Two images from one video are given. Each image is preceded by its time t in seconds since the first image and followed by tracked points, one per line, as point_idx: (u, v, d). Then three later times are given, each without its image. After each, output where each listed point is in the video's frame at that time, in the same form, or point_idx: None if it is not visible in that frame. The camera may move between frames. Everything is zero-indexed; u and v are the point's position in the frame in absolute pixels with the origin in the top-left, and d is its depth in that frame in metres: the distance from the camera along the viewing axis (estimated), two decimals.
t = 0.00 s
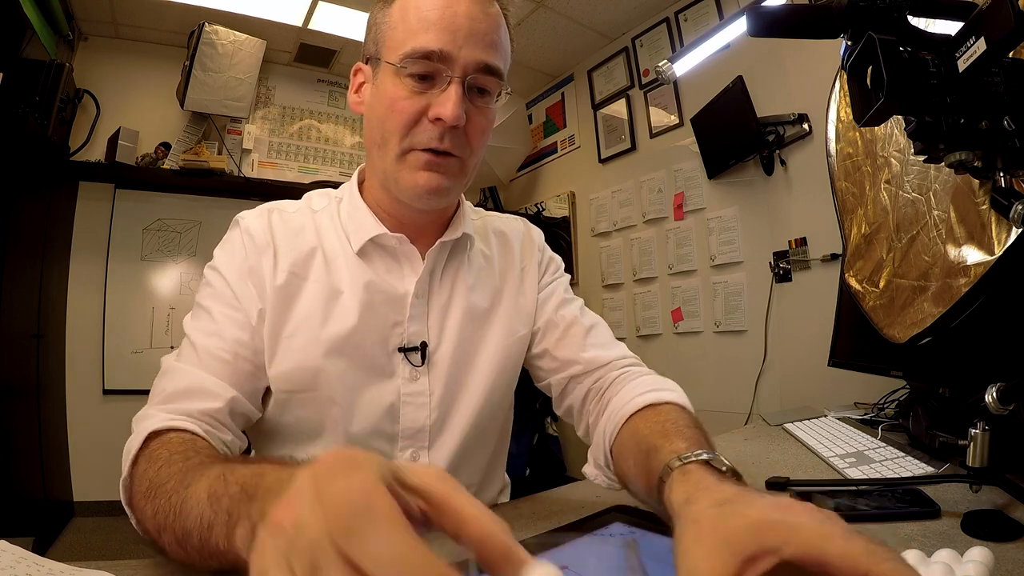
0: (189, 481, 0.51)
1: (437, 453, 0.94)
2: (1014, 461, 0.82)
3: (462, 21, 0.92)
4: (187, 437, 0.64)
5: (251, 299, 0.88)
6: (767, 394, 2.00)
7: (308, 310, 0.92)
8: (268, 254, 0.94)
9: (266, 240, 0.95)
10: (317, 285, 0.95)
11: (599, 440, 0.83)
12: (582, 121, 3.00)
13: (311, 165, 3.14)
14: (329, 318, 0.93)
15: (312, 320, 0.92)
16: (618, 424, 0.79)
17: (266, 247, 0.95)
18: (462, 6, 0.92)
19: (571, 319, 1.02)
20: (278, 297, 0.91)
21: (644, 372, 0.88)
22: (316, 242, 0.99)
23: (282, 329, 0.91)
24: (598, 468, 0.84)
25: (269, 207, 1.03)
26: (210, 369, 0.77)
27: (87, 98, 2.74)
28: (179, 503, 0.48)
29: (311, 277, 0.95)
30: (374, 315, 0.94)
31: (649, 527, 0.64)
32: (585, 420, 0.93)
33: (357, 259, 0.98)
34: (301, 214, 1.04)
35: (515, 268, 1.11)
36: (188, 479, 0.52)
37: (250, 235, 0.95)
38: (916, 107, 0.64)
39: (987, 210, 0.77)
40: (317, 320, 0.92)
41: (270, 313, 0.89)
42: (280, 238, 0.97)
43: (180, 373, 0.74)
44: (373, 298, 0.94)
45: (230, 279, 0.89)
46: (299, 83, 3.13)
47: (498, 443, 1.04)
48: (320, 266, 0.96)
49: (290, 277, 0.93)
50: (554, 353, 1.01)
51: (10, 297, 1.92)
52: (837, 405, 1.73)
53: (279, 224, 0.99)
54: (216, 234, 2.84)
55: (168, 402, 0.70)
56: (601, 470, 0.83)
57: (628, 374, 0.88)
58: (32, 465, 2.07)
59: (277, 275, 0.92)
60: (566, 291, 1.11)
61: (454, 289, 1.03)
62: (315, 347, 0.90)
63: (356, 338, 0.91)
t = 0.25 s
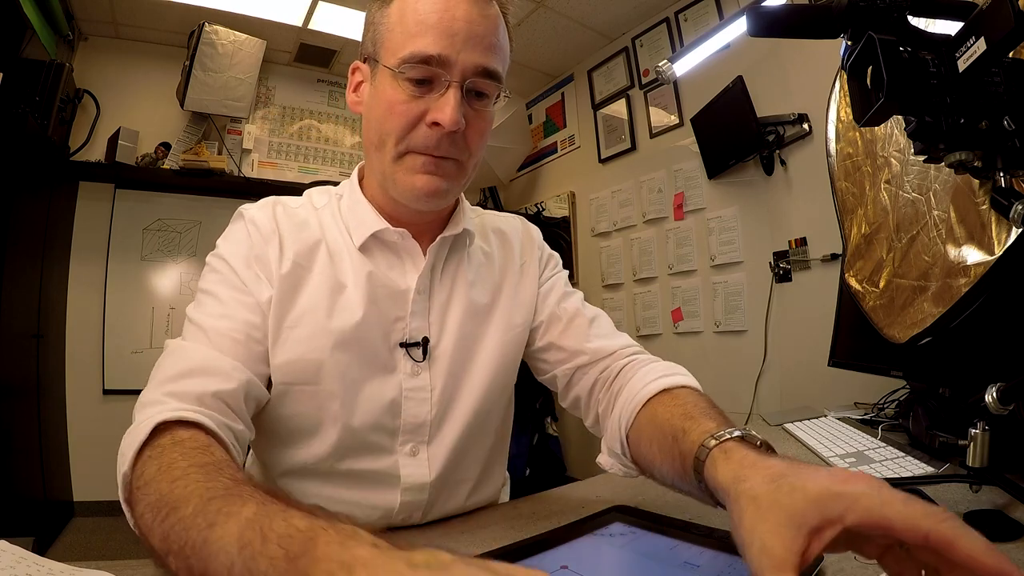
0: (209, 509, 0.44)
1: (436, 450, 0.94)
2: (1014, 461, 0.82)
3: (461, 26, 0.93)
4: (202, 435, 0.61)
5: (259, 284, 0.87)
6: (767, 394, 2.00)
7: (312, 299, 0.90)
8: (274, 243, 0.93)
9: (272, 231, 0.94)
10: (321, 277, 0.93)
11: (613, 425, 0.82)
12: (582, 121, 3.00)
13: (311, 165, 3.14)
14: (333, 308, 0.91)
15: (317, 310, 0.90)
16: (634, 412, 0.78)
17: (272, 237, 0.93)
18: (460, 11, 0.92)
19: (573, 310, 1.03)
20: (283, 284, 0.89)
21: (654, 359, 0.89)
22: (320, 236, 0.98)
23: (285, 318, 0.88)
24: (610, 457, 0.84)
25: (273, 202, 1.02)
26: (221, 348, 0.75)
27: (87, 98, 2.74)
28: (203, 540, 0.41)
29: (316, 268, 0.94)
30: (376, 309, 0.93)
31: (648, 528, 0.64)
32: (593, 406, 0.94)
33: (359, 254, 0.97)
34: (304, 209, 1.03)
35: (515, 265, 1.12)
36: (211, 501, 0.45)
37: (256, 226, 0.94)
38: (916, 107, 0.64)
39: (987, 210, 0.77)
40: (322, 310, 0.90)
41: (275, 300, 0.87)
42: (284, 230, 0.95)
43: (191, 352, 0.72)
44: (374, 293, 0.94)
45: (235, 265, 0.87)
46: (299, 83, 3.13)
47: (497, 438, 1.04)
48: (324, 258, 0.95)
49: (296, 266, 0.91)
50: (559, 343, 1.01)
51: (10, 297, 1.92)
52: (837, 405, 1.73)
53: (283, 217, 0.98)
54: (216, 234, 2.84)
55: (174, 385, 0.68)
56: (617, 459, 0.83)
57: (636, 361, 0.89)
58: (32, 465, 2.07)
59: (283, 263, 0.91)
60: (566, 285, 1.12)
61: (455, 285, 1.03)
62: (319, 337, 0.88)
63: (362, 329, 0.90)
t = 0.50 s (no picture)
0: (239, 533, 0.44)
1: (437, 448, 0.94)
2: (1014, 461, 0.82)
3: (474, 30, 0.92)
4: (221, 442, 0.61)
5: (263, 282, 0.86)
6: (767, 394, 2.00)
7: (315, 298, 0.90)
8: (277, 240, 0.92)
9: (275, 228, 0.94)
10: (324, 274, 0.93)
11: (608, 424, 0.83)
12: (582, 121, 3.00)
13: (311, 165, 3.14)
14: (336, 308, 0.91)
15: (320, 310, 0.90)
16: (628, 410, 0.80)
17: (275, 234, 0.93)
18: (471, 13, 0.92)
19: (578, 319, 1.04)
20: (287, 282, 0.88)
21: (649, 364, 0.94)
22: (321, 233, 0.98)
23: (289, 316, 0.88)
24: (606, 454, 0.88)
25: (273, 198, 1.01)
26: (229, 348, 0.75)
27: (86, 98, 2.74)
28: (234, 565, 0.42)
29: (318, 267, 0.94)
30: (378, 306, 0.93)
31: (649, 528, 0.64)
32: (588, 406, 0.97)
33: (361, 251, 0.97)
34: (304, 206, 1.03)
35: (516, 267, 1.12)
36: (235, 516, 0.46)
37: (258, 222, 0.93)
38: (916, 107, 0.64)
39: (986, 210, 0.77)
40: (325, 308, 0.90)
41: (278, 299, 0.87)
42: (287, 227, 0.95)
43: (194, 349, 0.71)
44: (377, 290, 0.94)
45: (240, 263, 0.86)
46: (298, 83, 3.13)
47: (497, 434, 1.04)
48: (327, 256, 0.95)
49: (298, 264, 0.91)
50: (566, 351, 1.01)
51: (11, 296, 1.92)
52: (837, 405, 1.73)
53: (285, 214, 0.98)
54: (215, 234, 2.84)
55: (184, 386, 0.67)
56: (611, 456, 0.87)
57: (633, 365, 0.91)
58: (32, 465, 2.07)
59: (286, 261, 0.90)
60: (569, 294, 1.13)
61: (456, 283, 1.04)
62: (322, 335, 0.88)
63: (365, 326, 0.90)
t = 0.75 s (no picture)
0: (217, 493, 0.43)
1: (438, 444, 0.94)
2: (1014, 461, 0.82)
3: (433, 32, 0.93)
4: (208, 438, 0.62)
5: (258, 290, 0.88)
6: (767, 395, 2.00)
7: (313, 302, 0.91)
8: (274, 247, 0.93)
9: (273, 235, 0.95)
10: (323, 277, 0.93)
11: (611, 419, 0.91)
12: (581, 121, 3.00)
13: (311, 165, 3.14)
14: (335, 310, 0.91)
15: (319, 313, 0.90)
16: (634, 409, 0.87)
17: (272, 241, 0.94)
18: (432, 16, 0.93)
19: (577, 334, 1.13)
20: (284, 288, 0.89)
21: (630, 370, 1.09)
22: (320, 237, 0.98)
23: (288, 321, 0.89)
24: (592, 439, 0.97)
25: (274, 205, 1.02)
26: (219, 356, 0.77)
27: (86, 98, 2.74)
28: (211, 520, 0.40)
29: (317, 270, 0.94)
30: (380, 306, 0.93)
31: (649, 528, 0.64)
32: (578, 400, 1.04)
33: (362, 253, 0.97)
34: (304, 211, 1.03)
35: (518, 271, 1.14)
36: (220, 488, 0.44)
37: (256, 230, 0.94)
38: (916, 107, 0.64)
39: (987, 210, 0.77)
40: (323, 311, 0.91)
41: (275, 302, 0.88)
42: (285, 232, 0.95)
43: (183, 358, 0.75)
44: (379, 291, 0.93)
45: (235, 271, 0.88)
46: (298, 83, 3.13)
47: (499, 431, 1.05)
48: (325, 259, 0.95)
49: (297, 269, 0.91)
50: (565, 363, 1.10)
51: (11, 296, 1.92)
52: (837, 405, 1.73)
53: (284, 219, 0.98)
54: (215, 234, 2.84)
55: (177, 394, 0.69)
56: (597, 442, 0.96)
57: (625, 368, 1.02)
58: (32, 464, 2.07)
59: (283, 267, 0.91)
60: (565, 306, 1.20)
61: (460, 284, 1.03)
62: (321, 337, 0.89)
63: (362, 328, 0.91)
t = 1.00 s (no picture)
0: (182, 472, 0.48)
1: (434, 442, 0.94)
2: (1014, 461, 0.82)
3: (434, 33, 0.94)
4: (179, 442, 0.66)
5: (243, 308, 0.90)
6: (767, 395, 2.00)
7: (303, 314, 0.93)
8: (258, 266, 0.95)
9: (258, 253, 0.97)
10: (313, 288, 0.95)
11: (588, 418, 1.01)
12: (581, 121, 3.00)
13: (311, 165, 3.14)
14: (326, 318, 0.93)
15: (308, 324, 0.92)
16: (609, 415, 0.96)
17: (257, 259, 0.96)
18: (432, 18, 0.94)
19: (572, 346, 1.17)
20: (271, 303, 0.92)
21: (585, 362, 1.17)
22: (311, 247, 0.99)
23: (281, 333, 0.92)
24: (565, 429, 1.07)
25: (265, 219, 1.04)
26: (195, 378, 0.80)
27: (86, 98, 2.74)
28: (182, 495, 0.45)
29: (306, 281, 0.95)
30: (376, 312, 0.94)
31: (649, 528, 0.64)
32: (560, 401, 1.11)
33: (356, 260, 0.98)
34: (297, 221, 1.04)
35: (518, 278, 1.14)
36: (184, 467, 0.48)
37: (244, 249, 0.97)
38: (916, 107, 0.64)
39: (987, 210, 0.77)
40: (311, 322, 0.92)
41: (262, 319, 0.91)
42: (272, 247, 0.97)
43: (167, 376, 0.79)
44: (371, 298, 0.94)
45: (218, 294, 0.91)
46: (298, 83, 3.13)
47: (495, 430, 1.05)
48: (314, 270, 0.96)
49: (283, 283, 0.93)
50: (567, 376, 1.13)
51: (11, 296, 1.92)
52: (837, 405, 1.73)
53: (273, 233, 1.00)
54: (215, 234, 2.84)
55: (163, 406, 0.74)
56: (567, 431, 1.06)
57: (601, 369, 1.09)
58: (32, 464, 2.07)
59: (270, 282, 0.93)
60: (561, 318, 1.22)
61: (456, 289, 1.04)
62: (308, 346, 0.91)
63: (350, 334, 0.93)
